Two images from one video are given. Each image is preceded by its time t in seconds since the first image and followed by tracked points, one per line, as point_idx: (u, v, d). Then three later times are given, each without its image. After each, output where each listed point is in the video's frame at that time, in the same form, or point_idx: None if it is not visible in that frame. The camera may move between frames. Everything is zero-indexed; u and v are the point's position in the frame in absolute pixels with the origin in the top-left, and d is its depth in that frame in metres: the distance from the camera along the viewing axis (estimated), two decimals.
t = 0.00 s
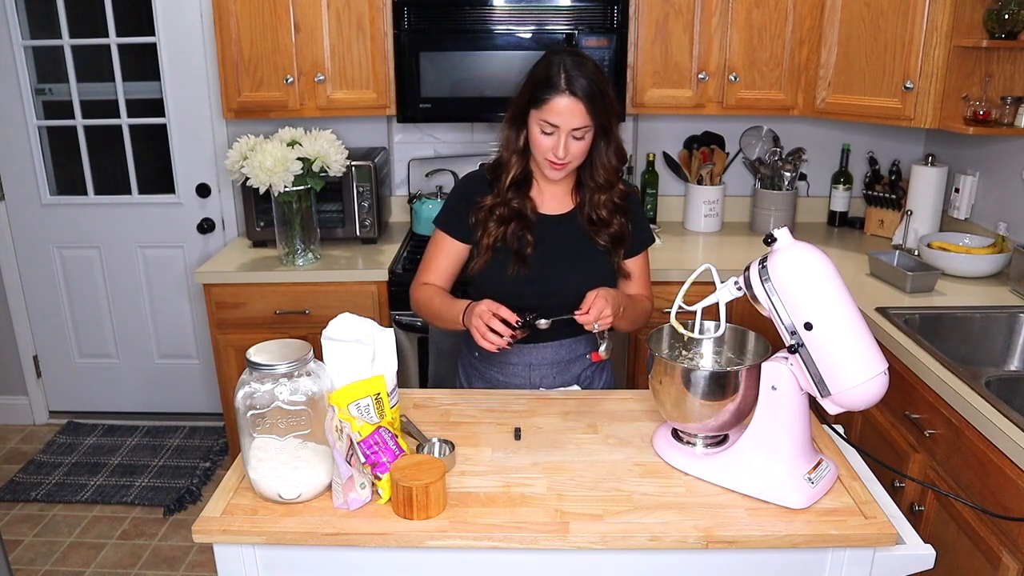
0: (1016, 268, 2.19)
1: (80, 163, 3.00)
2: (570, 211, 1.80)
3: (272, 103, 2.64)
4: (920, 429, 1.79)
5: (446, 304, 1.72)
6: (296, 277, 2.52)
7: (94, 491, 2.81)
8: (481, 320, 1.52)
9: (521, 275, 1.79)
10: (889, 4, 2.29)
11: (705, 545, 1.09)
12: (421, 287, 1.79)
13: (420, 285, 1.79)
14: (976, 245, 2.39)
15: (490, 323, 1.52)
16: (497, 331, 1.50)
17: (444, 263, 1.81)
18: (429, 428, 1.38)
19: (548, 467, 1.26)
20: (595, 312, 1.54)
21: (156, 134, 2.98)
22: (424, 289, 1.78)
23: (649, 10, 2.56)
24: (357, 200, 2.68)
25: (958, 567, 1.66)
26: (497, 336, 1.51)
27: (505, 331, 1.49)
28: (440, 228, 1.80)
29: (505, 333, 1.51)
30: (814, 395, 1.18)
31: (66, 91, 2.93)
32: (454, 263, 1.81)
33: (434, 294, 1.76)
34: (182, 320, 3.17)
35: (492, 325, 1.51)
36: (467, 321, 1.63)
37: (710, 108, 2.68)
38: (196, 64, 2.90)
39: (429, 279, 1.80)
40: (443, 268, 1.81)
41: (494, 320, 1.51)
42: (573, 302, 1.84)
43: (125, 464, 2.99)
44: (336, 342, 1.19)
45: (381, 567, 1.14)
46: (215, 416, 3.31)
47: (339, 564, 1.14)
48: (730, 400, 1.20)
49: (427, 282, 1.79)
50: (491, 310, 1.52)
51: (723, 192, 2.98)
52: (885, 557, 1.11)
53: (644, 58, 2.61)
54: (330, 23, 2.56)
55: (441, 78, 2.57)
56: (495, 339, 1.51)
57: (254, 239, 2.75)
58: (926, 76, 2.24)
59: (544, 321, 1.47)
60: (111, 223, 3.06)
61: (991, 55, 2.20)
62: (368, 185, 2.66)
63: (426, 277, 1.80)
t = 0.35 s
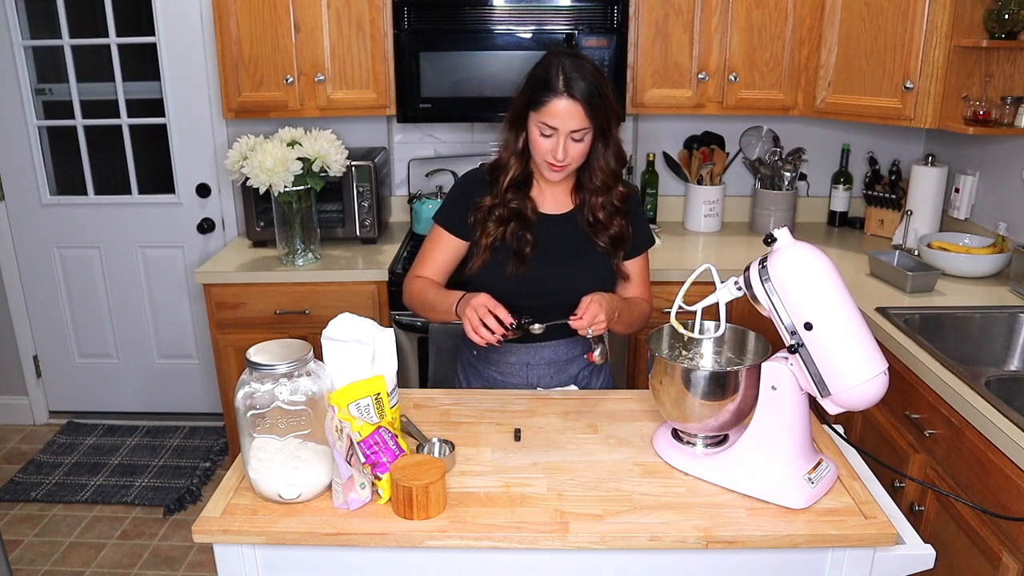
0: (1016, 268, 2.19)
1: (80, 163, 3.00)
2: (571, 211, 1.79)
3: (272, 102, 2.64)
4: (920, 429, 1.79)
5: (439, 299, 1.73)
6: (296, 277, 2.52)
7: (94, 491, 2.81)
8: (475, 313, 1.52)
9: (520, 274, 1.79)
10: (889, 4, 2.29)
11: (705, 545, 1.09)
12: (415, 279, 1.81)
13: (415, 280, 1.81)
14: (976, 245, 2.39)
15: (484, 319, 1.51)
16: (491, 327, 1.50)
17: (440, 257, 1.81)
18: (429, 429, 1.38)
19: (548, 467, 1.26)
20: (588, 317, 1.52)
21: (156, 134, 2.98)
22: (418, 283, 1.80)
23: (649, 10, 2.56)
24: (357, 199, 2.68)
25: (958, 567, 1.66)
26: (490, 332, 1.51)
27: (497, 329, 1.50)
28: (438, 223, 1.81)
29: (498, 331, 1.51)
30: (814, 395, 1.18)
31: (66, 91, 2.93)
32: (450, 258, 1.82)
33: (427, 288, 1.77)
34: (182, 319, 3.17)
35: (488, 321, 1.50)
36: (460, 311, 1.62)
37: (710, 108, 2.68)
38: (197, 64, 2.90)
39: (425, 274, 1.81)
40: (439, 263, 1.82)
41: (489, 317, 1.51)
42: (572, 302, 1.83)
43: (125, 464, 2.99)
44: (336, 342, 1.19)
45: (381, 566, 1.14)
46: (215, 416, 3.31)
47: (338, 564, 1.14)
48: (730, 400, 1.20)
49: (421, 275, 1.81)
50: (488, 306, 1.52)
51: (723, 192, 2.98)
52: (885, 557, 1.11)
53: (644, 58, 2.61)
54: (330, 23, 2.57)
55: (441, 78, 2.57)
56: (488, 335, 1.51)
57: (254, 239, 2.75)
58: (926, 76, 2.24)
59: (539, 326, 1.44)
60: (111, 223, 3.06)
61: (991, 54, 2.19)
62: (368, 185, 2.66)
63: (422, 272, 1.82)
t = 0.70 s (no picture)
0: (1016, 268, 2.19)
1: (80, 163, 3.00)
2: (572, 211, 1.79)
3: (272, 103, 2.64)
4: (920, 429, 1.79)
5: (438, 295, 1.73)
6: (296, 276, 2.52)
7: (94, 491, 2.81)
8: (475, 310, 1.52)
9: (520, 274, 1.79)
10: (889, 5, 2.29)
11: (705, 545, 1.09)
12: (414, 274, 1.81)
13: (413, 275, 1.81)
14: (976, 245, 2.39)
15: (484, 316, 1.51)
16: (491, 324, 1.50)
17: (440, 253, 1.81)
18: (429, 429, 1.38)
19: (549, 467, 1.26)
20: (587, 319, 1.52)
21: (156, 134, 2.98)
22: (416, 278, 1.79)
23: (649, 10, 2.56)
24: (357, 199, 2.68)
25: (958, 567, 1.66)
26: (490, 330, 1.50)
27: (495, 327, 1.49)
28: (439, 218, 1.81)
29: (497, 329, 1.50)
30: (814, 395, 1.18)
31: (66, 91, 2.93)
32: (450, 254, 1.82)
33: (425, 283, 1.77)
34: (181, 319, 3.17)
35: (488, 319, 1.50)
36: (460, 308, 1.62)
37: (710, 108, 2.68)
38: (197, 64, 2.90)
39: (424, 269, 1.81)
40: (439, 259, 1.82)
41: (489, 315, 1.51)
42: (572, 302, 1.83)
43: (125, 464, 2.98)
44: (336, 342, 1.19)
45: (381, 567, 1.14)
46: (215, 416, 3.31)
47: (338, 564, 1.14)
48: (730, 400, 1.20)
49: (420, 270, 1.81)
50: (488, 305, 1.52)
51: (723, 192, 2.98)
52: (885, 557, 1.11)
53: (644, 57, 2.61)
54: (330, 23, 2.57)
55: (442, 77, 2.57)
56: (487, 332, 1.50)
57: (254, 239, 2.75)
58: (926, 76, 2.24)
59: (536, 327, 1.45)
60: (111, 223, 3.06)
61: (991, 55, 2.19)
62: (368, 185, 2.66)
63: (421, 267, 1.81)
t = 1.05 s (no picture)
0: (1016, 268, 2.18)
1: (80, 163, 3.00)
2: (573, 212, 1.79)
3: (272, 103, 2.64)
4: (920, 429, 1.79)
5: (439, 296, 1.73)
6: (296, 276, 2.52)
7: (94, 491, 2.81)
8: (475, 315, 1.52)
9: (521, 274, 1.79)
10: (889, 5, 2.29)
11: (705, 545, 1.09)
12: (415, 275, 1.80)
13: (415, 276, 1.80)
14: (976, 245, 2.39)
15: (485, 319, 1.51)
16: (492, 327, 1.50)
17: (442, 254, 1.81)
18: (429, 429, 1.38)
19: (549, 467, 1.26)
20: (589, 317, 1.52)
21: (156, 134, 2.98)
22: (418, 279, 1.79)
23: (649, 10, 2.56)
24: (357, 199, 2.68)
25: (958, 567, 1.66)
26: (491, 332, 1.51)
27: (498, 330, 1.50)
28: (441, 219, 1.81)
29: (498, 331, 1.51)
30: (814, 395, 1.18)
31: (66, 91, 2.93)
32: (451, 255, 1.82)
33: (426, 284, 1.77)
34: (181, 319, 3.17)
35: (489, 322, 1.50)
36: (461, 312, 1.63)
37: (710, 108, 2.68)
38: (196, 65, 2.90)
39: (425, 271, 1.81)
40: (440, 259, 1.82)
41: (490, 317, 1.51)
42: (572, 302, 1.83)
43: (125, 464, 2.98)
44: (336, 342, 1.19)
45: (381, 567, 1.14)
46: (215, 416, 3.31)
47: (338, 564, 1.14)
48: (730, 400, 1.20)
49: (422, 272, 1.81)
50: (487, 308, 1.52)
51: (723, 192, 2.98)
52: (885, 557, 1.11)
53: (644, 57, 2.61)
54: (330, 24, 2.57)
55: (442, 77, 2.57)
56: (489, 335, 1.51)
57: (254, 239, 2.75)
58: (926, 76, 2.24)
59: (539, 326, 1.46)
60: (111, 224, 3.06)
61: (991, 55, 2.20)
62: (368, 185, 2.66)
63: (423, 268, 1.81)
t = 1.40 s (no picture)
0: (1016, 268, 2.18)
1: (80, 163, 3.00)
2: (573, 212, 1.79)
3: (272, 103, 2.64)
4: (920, 429, 1.79)
5: (443, 300, 1.73)
6: (296, 276, 2.52)
7: (94, 491, 2.81)
8: (481, 326, 1.52)
9: (522, 275, 1.79)
10: (889, 5, 2.29)
11: (705, 545, 1.09)
12: (418, 280, 1.81)
13: (418, 281, 1.80)
14: (976, 245, 2.39)
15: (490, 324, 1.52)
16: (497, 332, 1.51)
17: (445, 257, 1.82)
18: (428, 428, 1.38)
19: (549, 467, 1.26)
20: (595, 317, 1.52)
21: (156, 134, 2.98)
22: (422, 284, 1.79)
23: (649, 10, 2.56)
24: (357, 199, 2.68)
25: (958, 568, 1.66)
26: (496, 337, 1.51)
27: (505, 335, 1.50)
28: (443, 221, 1.81)
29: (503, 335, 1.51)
30: (814, 395, 1.18)
31: (66, 91, 2.93)
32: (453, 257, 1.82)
33: (430, 289, 1.77)
34: (181, 319, 3.17)
35: (493, 327, 1.51)
36: (467, 321, 1.63)
37: (710, 108, 2.68)
38: (196, 64, 2.90)
39: (428, 275, 1.81)
40: (443, 263, 1.82)
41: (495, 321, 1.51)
42: (572, 302, 1.83)
43: (125, 464, 2.98)
44: (336, 342, 1.19)
45: (381, 566, 1.14)
46: (215, 416, 3.31)
47: (338, 564, 1.14)
48: (730, 400, 1.20)
49: (425, 276, 1.81)
50: (490, 316, 1.51)
51: (723, 192, 2.98)
52: (885, 557, 1.11)
53: (643, 57, 2.61)
54: (330, 24, 2.57)
55: (442, 77, 2.57)
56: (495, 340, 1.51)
57: (254, 238, 2.75)
58: (926, 76, 2.24)
59: (544, 327, 1.46)
60: (111, 224, 3.06)
61: (991, 55, 2.20)
62: (368, 185, 2.66)
63: (426, 272, 1.81)
